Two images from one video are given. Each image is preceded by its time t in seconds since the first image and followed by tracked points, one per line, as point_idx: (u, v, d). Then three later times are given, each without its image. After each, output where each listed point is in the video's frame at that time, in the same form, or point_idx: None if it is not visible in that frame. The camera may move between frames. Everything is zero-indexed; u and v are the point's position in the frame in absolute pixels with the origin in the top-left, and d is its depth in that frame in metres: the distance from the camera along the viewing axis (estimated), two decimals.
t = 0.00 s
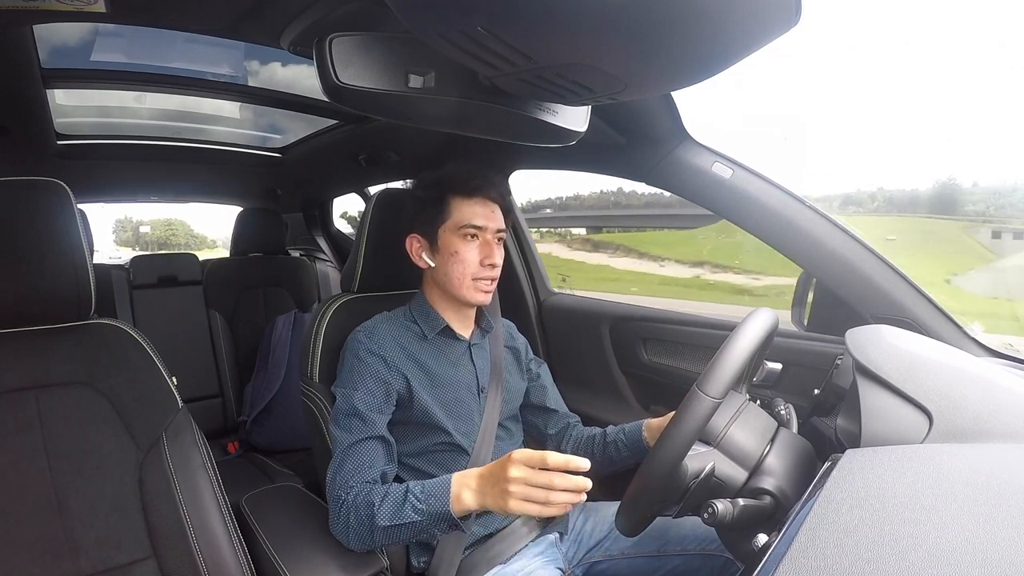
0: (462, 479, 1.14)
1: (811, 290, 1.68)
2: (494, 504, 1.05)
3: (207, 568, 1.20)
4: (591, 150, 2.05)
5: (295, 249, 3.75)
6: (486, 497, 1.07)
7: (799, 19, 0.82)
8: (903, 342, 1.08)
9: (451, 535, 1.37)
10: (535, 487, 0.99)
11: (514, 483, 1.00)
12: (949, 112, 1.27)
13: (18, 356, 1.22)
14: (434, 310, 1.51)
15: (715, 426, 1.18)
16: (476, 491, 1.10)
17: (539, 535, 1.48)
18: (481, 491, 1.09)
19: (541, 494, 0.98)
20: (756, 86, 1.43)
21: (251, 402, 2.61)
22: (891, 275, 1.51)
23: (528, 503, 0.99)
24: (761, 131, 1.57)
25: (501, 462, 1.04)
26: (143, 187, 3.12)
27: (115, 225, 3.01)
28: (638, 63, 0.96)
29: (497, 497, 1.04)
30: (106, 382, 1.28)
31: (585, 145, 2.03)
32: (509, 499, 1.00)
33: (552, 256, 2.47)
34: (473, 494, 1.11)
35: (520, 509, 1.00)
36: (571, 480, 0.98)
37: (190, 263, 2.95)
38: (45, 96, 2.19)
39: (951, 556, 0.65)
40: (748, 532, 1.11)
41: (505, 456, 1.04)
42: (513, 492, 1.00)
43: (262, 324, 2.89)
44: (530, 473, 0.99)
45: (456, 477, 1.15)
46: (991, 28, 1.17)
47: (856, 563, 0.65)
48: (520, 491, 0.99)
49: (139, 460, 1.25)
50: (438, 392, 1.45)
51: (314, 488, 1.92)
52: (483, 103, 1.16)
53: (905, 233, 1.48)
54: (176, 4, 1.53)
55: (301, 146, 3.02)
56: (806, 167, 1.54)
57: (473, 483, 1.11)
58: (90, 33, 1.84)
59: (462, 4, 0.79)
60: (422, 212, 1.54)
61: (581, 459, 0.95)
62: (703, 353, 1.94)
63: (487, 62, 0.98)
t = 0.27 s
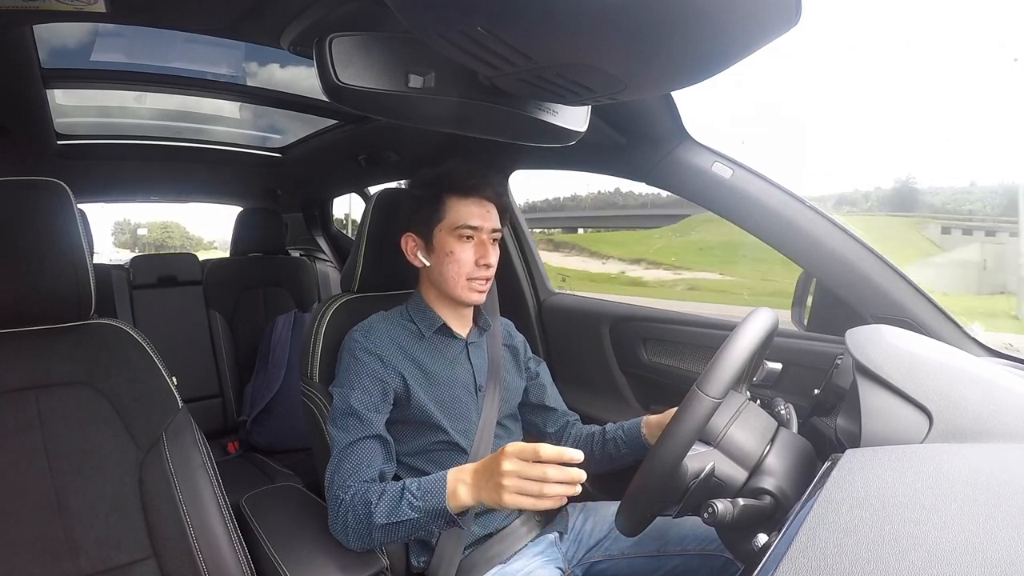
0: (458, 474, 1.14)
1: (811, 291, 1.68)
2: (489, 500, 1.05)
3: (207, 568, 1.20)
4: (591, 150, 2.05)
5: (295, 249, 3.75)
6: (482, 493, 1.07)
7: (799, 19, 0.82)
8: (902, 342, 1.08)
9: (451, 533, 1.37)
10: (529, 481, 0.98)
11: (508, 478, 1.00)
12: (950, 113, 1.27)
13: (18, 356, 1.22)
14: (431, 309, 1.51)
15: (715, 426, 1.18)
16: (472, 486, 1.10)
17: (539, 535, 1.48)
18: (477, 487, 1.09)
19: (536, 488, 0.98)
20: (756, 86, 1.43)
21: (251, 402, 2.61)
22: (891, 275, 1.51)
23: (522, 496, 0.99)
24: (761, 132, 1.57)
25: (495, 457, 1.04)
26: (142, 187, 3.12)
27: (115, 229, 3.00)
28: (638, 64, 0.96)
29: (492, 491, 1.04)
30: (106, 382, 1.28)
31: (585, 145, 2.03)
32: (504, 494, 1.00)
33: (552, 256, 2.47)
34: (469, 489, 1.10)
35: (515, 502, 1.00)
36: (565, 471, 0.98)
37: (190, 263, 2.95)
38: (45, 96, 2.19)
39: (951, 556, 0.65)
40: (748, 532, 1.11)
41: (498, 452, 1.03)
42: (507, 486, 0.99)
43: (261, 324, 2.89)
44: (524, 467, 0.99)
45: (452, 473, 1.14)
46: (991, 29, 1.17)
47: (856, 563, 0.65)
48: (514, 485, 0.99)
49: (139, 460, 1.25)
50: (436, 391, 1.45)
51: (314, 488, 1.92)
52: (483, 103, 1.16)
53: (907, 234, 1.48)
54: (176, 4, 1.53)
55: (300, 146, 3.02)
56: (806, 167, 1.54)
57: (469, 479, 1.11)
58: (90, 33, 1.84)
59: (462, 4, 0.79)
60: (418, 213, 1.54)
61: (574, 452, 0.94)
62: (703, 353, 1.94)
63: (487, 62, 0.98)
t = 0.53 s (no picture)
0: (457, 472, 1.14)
1: (811, 291, 1.68)
2: (488, 497, 1.05)
3: (207, 568, 1.20)
4: (591, 150, 2.05)
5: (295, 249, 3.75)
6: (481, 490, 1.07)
7: (799, 19, 0.82)
8: (902, 342, 1.08)
9: (451, 533, 1.37)
10: (526, 473, 0.99)
11: (506, 471, 1.00)
12: (950, 113, 1.27)
13: (18, 356, 1.22)
14: (432, 312, 1.51)
15: (715, 427, 1.18)
16: (472, 484, 1.10)
17: (539, 535, 1.48)
18: (476, 484, 1.09)
19: (533, 481, 0.98)
20: (756, 86, 1.42)
21: (251, 402, 2.61)
22: (891, 275, 1.52)
23: (519, 489, 0.99)
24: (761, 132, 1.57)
25: (492, 454, 1.04)
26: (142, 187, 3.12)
27: (113, 229, 2.98)
28: (638, 64, 0.96)
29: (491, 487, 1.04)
30: (106, 382, 1.28)
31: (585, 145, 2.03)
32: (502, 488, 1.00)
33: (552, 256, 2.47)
34: (469, 487, 1.10)
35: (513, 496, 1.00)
36: (562, 464, 0.98)
37: (190, 263, 2.95)
38: (45, 96, 2.19)
39: (951, 556, 0.65)
40: (748, 532, 1.11)
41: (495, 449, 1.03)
42: (504, 479, 1.00)
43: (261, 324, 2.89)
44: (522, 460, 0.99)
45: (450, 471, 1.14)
46: (991, 29, 1.17)
47: (857, 563, 0.65)
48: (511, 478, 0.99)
49: (139, 460, 1.25)
50: (436, 392, 1.45)
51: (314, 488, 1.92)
52: (483, 103, 1.16)
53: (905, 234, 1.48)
54: (176, 4, 1.53)
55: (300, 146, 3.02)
56: (806, 168, 1.54)
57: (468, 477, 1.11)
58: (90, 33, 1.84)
59: (463, 4, 0.79)
60: (417, 215, 1.54)
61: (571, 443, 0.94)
62: (703, 353, 1.94)
63: (487, 62, 0.98)
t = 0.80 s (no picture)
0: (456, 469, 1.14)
1: (811, 291, 1.68)
2: (485, 493, 1.05)
3: (207, 568, 1.20)
4: (591, 150, 2.05)
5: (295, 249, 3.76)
6: (479, 486, 1.07)
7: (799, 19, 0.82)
8: (902, 342, 1.08)
9: (451, 533, 1.37)
10: (522, 470, 0.99)
11: (502, 468, 1.00)
12: (950, 112, 1.27)
13: (18, 356, 1.22)
14: (432, 311, 1.51)
15: (714, 427, 1.18)
16: (469, 480, 1.10)
17: (539, 535, 1.48)
18: (473, 480, 1.08)
19: (529, 478, 0.98)
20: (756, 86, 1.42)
21: (251, 402, 2.61)
22: (891, 275, 1.52)
23: (515, 486, 0.99)
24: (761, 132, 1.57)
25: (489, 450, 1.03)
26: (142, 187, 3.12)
27: (110, 228, 2.97)
28: (638, 64, 0.96)
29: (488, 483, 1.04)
30: (106, 382, 1.28)
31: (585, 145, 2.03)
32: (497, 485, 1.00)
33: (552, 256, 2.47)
34: (467, 484, 1.10)
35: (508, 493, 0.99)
36: (559, 459, 0.98)
37: (190, 263, 2.95)
38: (45, 96, 2.19)
39: (951, 556, 0.65)
40: (748, 532, 1.11)
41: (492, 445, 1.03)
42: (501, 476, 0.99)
43: (261, 324, 2.89)
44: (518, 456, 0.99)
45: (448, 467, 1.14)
46: (991, 28, 1.17)
47: (856, 563, 0.65)
48: (507, 475, 0.99)
49: (139, 460, 1.25)
50: (436, 392, 1.45)
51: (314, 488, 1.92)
52: (483, 102, 1.16)
53: (904, 232, 1.48)
54: (176, 4, 1.53)
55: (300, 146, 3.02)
56: (806, 168, 1.54)
57: (466, 473, 1.11)
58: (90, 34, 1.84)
59: (463, 4, 0.79)
60: (418, 215, 1.54)
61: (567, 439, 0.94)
62: (702, 353, 1.94)
63: (487, 62, 0.98)
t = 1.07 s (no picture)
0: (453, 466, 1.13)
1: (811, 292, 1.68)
2: (479, 485, 1.04)
3: (207, 568, 1.20)
4: (591, 150, 2.05)
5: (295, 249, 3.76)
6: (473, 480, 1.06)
7: (798, 19, 0.82)
8: (902, 343, 1.08)
9: (451, 533, 1.37)
10: (517, 460, 0.98)
11: (497, 458, 1.00)
12: (949, 113, 1.27)
13: (18, 356, 1.23)
14: (433, 311, 1.51)
15: (715, 427, 1.18)
16: (465, 475, 1.09)
17: (539, 535, 1.48)
18: (468, 475, 1.08)
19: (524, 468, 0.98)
20: (755, 87, 1.43)
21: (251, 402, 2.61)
22: (891, 275, 1.52)
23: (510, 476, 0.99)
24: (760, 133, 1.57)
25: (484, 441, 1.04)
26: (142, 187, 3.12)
27: (108, 228, 2.96)
28: (638, 64, 0.96)
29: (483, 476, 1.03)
30: (106, 382, 1.28)
31: (585, 146, 2.03)
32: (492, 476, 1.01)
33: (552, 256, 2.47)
34: (462, 479, 1.09)
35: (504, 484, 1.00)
36: (555, 450, 0.97)
37: (190, 263, 2.95)
38: (45, 96, 2.19)
39: (951, 556, 0.65)
40: (748, 532, 1.11)
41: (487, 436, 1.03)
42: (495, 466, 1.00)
43: (262, 324, 2.89)
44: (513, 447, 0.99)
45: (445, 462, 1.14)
46: (991, 29, 1.17)
47: (856, 563, 0.65)
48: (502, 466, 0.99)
49: (139, 460, 1.25)
50: (438, 391, 1.45)
51: (314, 488, 1.92)
52: (483, 102, 1.16)
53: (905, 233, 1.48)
54: (176, 4, 1.53)
55: (300, 147, 3.02)
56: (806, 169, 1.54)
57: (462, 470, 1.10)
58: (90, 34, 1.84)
59: (463, 5, 0.79)
60: (416, 215, 1.54)
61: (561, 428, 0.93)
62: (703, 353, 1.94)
63: (487, 62, 0.98)
